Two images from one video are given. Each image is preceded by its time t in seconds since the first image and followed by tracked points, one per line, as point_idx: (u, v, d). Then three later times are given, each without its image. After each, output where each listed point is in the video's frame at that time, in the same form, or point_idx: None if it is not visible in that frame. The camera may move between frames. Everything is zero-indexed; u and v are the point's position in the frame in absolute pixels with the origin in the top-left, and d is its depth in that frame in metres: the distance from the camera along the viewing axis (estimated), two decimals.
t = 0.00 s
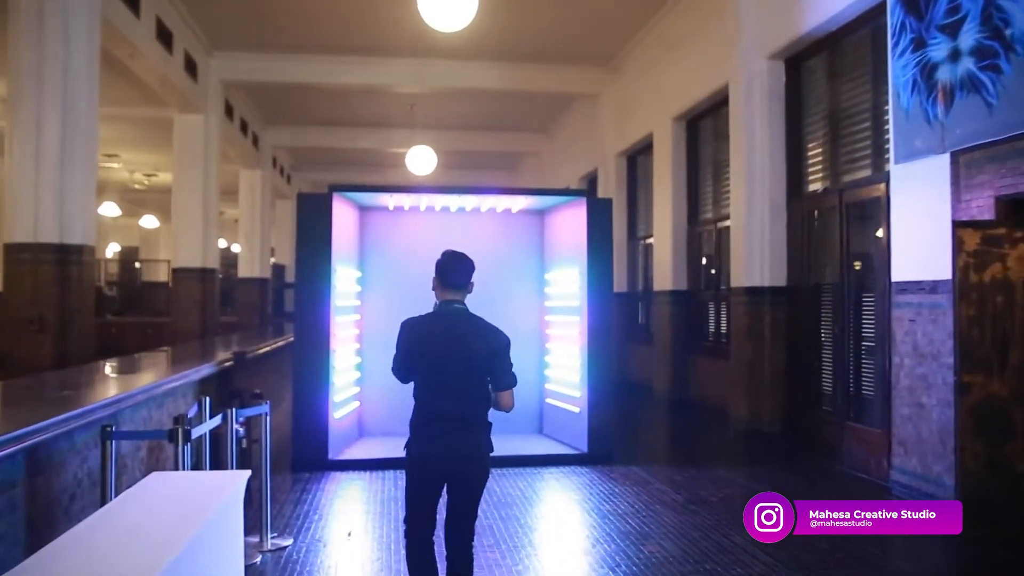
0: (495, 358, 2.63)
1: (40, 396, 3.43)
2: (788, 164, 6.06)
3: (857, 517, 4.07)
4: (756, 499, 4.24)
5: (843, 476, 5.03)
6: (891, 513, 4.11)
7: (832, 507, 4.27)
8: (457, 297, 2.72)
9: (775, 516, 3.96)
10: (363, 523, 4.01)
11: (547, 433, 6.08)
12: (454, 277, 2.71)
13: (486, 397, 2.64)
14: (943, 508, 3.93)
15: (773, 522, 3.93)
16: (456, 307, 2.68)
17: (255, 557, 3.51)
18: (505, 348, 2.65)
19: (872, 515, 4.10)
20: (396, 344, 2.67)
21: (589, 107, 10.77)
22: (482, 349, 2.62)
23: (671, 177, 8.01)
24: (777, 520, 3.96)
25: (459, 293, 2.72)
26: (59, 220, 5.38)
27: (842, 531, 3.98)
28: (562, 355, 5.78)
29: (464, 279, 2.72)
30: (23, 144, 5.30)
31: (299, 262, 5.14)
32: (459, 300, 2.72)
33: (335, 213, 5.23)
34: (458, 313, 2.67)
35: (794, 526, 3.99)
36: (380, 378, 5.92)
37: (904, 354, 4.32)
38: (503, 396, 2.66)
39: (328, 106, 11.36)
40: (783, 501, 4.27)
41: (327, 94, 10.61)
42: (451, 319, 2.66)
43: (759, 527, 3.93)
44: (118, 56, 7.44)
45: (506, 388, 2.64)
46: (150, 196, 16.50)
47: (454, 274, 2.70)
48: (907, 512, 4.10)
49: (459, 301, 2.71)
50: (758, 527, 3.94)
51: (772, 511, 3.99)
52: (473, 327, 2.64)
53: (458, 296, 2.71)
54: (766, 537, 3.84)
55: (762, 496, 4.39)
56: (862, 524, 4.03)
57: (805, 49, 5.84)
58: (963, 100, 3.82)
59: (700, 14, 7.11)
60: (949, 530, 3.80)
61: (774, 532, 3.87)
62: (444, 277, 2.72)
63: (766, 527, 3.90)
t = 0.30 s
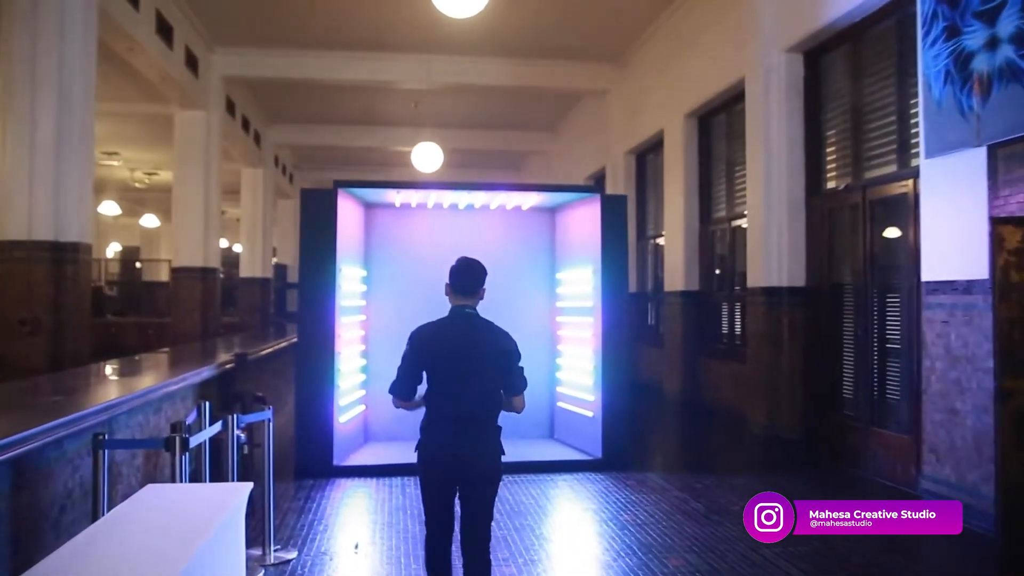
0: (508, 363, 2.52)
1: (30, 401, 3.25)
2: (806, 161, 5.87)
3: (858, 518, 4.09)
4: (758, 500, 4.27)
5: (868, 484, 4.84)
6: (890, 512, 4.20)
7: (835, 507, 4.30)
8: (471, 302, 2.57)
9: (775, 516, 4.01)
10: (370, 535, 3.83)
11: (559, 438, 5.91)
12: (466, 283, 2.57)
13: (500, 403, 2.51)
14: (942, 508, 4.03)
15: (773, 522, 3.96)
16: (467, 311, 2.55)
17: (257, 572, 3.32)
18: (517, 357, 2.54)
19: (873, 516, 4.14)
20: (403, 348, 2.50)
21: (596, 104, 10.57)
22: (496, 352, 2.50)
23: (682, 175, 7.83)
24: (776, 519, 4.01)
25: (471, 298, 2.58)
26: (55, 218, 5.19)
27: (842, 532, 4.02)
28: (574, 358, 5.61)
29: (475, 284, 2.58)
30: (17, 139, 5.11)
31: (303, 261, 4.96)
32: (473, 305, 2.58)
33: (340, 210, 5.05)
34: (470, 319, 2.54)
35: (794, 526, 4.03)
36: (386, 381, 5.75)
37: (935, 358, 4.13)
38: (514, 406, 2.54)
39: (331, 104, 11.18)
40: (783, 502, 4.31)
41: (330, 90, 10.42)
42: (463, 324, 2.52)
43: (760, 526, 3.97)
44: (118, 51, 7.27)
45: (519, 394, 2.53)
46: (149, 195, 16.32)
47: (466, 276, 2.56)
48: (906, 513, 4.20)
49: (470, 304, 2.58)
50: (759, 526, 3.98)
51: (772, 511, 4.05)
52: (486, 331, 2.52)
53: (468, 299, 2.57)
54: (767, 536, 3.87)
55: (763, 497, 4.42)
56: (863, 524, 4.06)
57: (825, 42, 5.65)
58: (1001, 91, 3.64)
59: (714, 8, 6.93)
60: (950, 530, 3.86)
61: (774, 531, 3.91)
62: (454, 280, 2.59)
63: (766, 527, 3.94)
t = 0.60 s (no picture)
0: (510, 359, 2.88)
1: (21, 410, 3.08)
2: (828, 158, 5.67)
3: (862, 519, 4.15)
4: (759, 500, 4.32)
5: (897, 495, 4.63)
6: (890, 513, 4.27)
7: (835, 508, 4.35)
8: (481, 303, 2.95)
9: (775, 516, 4.05)
10: (377, 551, 3.64)
11: (572, 445, 5.72)
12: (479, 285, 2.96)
13: (505, 396, 2.87)
14: (942, 508, 4.15)
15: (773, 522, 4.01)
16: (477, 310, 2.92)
17: None
18: (517, 356, 2.91)
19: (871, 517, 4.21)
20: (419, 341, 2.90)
21: (606, 102, 10.38)
22: (500, 348, 2.87)
23: (695, 172, 7.64)
24: (777, 520, 4.05)
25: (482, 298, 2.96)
26: (52, 217, 5.02)
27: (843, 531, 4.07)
28: (588, 362, 5.43)
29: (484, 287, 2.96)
30: (12, 135, 4.94)
31: (308, 262, 4.78)
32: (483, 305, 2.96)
33: (345, 209, 4.86)
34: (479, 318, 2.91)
35: (794, 526, 4.07)
36: (393, 386, 5.58)
37: (970, 363, 3.94)
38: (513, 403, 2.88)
39: (336, 102, 11.01)
40: (783, 501, 4.36)
41: (335, 88, 10.25)
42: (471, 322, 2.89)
43: (760, 526, 4.01)
44: (118, 47, 7.10)
45: (520, 387, 2.90)
46: (152, 195, 16.15)
47: (477, 280, 2.94)
48: (905, 513, 4.28)
49: (482, 303, 2.95)
50: (759, 526, 4.02)
51: (772, 511, 4.09)
52: (492, 331, 2.89)
53: (479, 301, 2.95)
54: (766, 535, 3.92)
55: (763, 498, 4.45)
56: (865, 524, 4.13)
57: (847, 35, 5.45)
58: None
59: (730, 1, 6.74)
60: (951, 529, 3.92)
61: (775, 530, 3.96)
62: (466, 283, 2.97)
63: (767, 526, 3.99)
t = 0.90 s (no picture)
0: (524, 362, 2.81)
1: None
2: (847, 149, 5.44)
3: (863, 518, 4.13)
4: (755, 499, 4.28)
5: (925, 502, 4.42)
6: (891, 512, 4.24)
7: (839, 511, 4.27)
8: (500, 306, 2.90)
9: (775, 516, 4.02)
10: (380, 563, 3.43)
11: (581, 448, 5.55)
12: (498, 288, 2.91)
13: (517, 401, 2.80)
14: (944, 509, 4.22)
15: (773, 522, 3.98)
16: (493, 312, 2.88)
17: None
18: (529, 361, 2.82)
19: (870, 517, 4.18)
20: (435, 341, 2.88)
21: (612, 96, 10.17)
22: (512, 351, 2.81)
23: (706, 166, 7.43)
24: (777, 519, 4.02)
25: (500, 301, 2.91)
26: (40, 213, 4.83)
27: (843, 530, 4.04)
28: (599, 361, 5.26)
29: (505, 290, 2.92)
30: None
31: (307, 259, 4.57)
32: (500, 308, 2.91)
33: (346, 202, 4.65)
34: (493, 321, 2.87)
35: (794, 526, 4.04)
36: (396, 386, 5.42)
37: (1007, 363, 3.74)
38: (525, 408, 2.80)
39: (337, 97, 10.82)
40: (782, 501, 4.29)
41: (336, 83, 10.05)
42: (485, 326, 2.84)
43: (759, 526, 3.98)
44: (113, 39, 6.91)
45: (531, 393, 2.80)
46: (152, 194, 15.99)
47: (496, 283, 2.91)
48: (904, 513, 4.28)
49: (500, 307, 2.90)
50: (759, 526, 3.98)
51: (772, 511, 4.05)
52: (504, 334, 2.83)
53: (497, 304, 2.91)
54: (766, 535, 3.89)
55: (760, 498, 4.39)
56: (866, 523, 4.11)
57: (868, 21, 5.23)
58: None
59: None
60: (954, 529, 3.93)
61: (774, 531, 3.93)
62: (486, 286, 2.93)
63: (767, 527, 3.96)
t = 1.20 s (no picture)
0: (540, 352, 3.28)
1: None
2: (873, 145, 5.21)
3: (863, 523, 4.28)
4: (758, 498, 4.28)
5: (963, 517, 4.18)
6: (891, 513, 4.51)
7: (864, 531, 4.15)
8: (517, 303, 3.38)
9: (775, 516, 4.03)
10: None
11: (595, 455, 5.38)
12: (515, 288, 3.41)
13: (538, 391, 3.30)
14: (945, 509, 4.36)
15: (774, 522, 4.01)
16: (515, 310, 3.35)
17: None
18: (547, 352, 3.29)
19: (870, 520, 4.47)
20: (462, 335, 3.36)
21: (624, 93, 9.96)
22: (532, 348, 3.28)
23: (723, 163, 7.21)
24: (777, 519, 4.04)
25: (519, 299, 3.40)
26: (35, 213, 4.66)
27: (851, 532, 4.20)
28: (615, 365, 5.09)
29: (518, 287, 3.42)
30: None
31: (311, 259, 4.37)
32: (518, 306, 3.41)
33: (352, 200, 4.46)
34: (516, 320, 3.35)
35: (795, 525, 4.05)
36: (404, 390, 5.27)
37: None
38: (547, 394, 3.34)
39: (345, 94, 10.64)
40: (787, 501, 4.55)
41: (344, 79, 9.86)
42: (508, 320, 3.32)
43: (760, 526, 4.03)
44: (113, 34, 6.74)
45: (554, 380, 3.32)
46: (159, 194, 15.87)
47: (514, 280, 3.39)
48: (907, 513, 4.53)
49: (518, 301, 3.41)
50: (759, 527, 4.03)
51: (773, 511, 4.06)
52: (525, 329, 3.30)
53: (515, 299, 3.40)
54: (766, 536, 3.94)
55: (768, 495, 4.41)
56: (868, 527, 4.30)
57: (897, 9, 4.98)
58: None
59: None
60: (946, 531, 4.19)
61: (775, 531, 3.97)
62: (505, 283, 3.42)
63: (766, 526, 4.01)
